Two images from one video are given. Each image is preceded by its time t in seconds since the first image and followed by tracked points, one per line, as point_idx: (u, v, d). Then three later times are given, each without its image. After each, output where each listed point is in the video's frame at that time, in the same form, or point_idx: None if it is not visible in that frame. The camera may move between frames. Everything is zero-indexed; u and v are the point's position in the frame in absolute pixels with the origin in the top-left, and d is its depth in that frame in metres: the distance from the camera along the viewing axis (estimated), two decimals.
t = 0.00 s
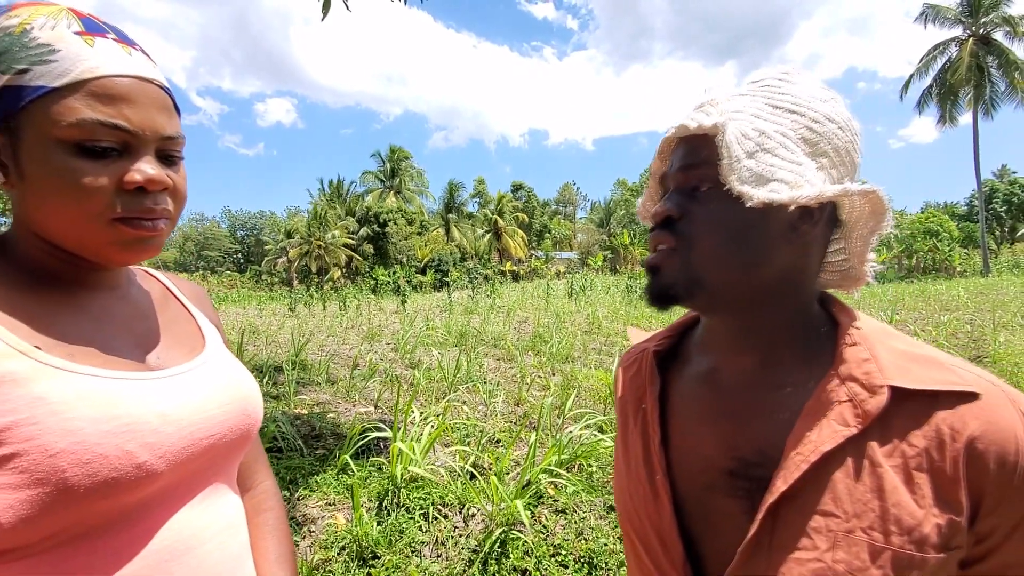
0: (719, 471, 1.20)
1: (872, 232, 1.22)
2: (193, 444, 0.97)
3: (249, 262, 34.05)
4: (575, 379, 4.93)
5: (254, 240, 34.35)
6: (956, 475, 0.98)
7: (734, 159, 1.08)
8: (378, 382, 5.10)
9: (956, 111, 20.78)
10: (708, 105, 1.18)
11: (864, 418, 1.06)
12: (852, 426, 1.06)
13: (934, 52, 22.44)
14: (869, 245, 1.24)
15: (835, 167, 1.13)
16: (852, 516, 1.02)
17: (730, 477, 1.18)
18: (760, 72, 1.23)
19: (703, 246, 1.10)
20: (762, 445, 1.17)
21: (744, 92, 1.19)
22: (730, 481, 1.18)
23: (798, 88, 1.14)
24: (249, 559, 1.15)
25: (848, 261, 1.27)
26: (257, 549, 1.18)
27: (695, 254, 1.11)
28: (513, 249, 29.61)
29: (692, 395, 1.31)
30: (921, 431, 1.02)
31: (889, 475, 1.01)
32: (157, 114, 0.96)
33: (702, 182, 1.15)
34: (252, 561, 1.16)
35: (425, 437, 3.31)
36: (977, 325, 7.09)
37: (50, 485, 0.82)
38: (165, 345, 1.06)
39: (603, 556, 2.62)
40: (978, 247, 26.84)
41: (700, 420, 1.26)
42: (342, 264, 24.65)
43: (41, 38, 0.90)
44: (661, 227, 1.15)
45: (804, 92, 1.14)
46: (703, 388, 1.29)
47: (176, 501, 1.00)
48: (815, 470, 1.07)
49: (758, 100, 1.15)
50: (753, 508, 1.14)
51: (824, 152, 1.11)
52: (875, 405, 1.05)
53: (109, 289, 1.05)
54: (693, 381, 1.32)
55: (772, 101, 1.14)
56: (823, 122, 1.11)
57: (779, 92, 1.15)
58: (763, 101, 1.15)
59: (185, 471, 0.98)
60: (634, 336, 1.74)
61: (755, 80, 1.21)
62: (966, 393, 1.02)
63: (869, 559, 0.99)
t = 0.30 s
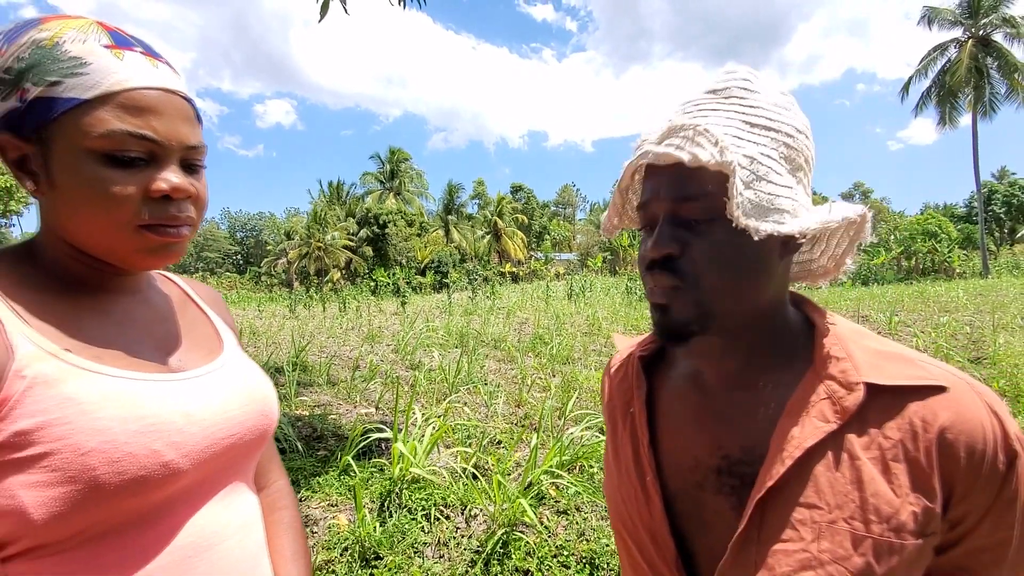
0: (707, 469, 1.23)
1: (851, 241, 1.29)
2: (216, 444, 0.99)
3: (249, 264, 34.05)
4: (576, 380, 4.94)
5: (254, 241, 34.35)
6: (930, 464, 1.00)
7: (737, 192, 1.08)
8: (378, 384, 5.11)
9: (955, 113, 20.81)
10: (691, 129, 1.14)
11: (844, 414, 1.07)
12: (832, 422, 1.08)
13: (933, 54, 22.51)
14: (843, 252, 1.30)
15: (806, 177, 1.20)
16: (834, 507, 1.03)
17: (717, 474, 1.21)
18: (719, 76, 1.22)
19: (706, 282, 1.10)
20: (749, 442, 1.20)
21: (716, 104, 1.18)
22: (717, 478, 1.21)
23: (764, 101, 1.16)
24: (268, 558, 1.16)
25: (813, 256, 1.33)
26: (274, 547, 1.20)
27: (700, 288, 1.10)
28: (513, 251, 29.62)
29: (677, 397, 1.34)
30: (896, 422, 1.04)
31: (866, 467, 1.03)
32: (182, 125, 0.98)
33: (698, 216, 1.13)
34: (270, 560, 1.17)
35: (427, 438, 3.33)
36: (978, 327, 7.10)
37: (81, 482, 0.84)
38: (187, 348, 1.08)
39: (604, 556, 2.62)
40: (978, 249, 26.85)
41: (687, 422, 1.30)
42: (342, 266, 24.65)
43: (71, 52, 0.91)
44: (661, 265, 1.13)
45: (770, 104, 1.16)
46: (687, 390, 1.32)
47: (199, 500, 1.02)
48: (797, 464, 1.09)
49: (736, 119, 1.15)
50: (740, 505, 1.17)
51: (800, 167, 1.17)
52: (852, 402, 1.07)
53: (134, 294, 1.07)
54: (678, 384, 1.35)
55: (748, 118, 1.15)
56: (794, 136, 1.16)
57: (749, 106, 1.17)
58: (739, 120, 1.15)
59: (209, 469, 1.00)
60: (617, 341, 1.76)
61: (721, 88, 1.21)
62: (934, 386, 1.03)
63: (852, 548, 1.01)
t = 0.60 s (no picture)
0: (720, 462, 1.23)
1: (859, 245, 1.29)
2: (255, 441, 1.01)
3: (246, 265, 33.99)
4: (576, 381, 4.97)
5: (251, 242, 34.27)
6: (938, 454, 1.03)
7: (737, 179, 1.13)
8: (379, 386, 5.12)
9: (953, 116, 20.91)
10: (709, 128, 1.22)
11: (855, 406, 1.11)
12: (844, 414, 1.11)
13: (931, 57, 22.63)
14: (853, 257, 1.31)
15: (824, 186, 1.20)
16: (848, 495, 1.07)
17: (731, 466, 1.22)
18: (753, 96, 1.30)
19: (708, 262, 1.14)
20: (762, 436, 1.21)
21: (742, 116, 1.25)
22: (732, 472, 1.21)
23: (789, 112, 1.21)
24: (299, 553, 1.18)
25: (833, 267, 1.33)
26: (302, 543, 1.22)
27: (703, 268, 1.14)
28: (512, 253, 29.63)
29: (693, 397, 1.33)
30: (905, 414, 1.08)
31: (878, 457, 1.06)
32: (224, 134, 1.00)
33: (710, 200, 1.16)
34: (301, 555, 1.19)
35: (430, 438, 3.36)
36: (976, 329, 7.15)
37: (131, 479, 0.85)
38: (220, 349, 1.10)
39: (608, 556, 2.64)
40: (975, 251, 26.97)
41: (703, 418, 1.29)
42: (340, 267, 24.61)
43: (121, 65, 0.93)
44: (667, 240, 1.18)
45: (795, 116, 1.20)
46: (702, 388, 1.32)
47: (238, 497, 1.04)
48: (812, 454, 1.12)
49: (753, 124, 1.21)
50: (755, 496, 1.18)
51: (815, 172, 1.17)
52: (863, 394, 1.11)
53: (170, 298, 1.08)
54: (693, 381, 1.35)
55: (768, 124, 1.20)
56: (814, 144, 1.18)
57: (772, 116, 1.22)
58: (759, 125, 1.20)
59: (247, 466, 1.02)
60: (628, 340, 1.75)
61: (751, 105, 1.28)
62: (939, 380, 1.08)
63: (866, 534, 1.04)
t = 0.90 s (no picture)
0: (754, 455, 1.27)
1: (885, 248, 1.31)
2: (297, 441, 1.03)
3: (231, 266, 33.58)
4: (571, 382, 5.00)
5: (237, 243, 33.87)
6: (969, 449, 1.06)
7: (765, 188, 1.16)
8: (373, 387, 5.11)
9: (933, 121, 21.34)
10: (738, 139, 1.26)
11: (888, 402, 1.15)
12: (877, 409, 1.15)
13: (912, 63, 23.08)
14: (880, 260, 1.34)
15: (851, 193, 1.22)
16: (881, 486, 1.11)
17: (766, 459, 1.25)
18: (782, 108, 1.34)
19: (739, 266, 1.17)
20: (797, 429, 1.24)
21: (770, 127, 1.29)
22: (768, 463, 1.25)
23: (816, 123, 1.25)
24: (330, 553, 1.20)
25: (861, 270, 1.37)
26: (333, 540, 1.24)
27: (732, 269, 1.18)
28: (500, 254, 29.64)
29: (726, 393, 1.36)
30: (936, 411, 1.11)
31: (910, 450, 1.11)
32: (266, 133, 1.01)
33: (738, 207, 1.21)
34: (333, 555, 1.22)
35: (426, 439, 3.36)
36: (957, 329, 7.30)
37: (186, 478, 0.87)
38: (254, 352, 1.11)
39: (605, 555, 2.68)
40: (955, 254, 27.53)
41: (737, 412, 1.32)
42: (328, 268, 24.41)
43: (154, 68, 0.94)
44: (699, 246, 1.23)
45: (822, 127, 1.24)
46: (735, 384, 1.35)
47: (278, 495, 1.06)
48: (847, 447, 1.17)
49: (781, 134, 1.25)
50: (791, 487, 1.22)
51: (841, 180, 1.20)
52: (896, 391, 1.15)
53: (203, 301, 1.10)
54: (726, 378, 1.38)
55: (796, 135, 1.24)
56: (841, 154, 1.21)
57: (799, 127, 1.25)
58: (786, 136, 1.24)
59: (289, 465, 1.04)
60: (659, 339, 1.79)
61: (778, 116, 1.33)
62: (969, 379, 1.11)
63: (899, 523, 1.08)
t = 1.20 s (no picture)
0: (777, 448, 1.32)
1: (908, 253, 1.37)
2: (324, 437, 1.04)
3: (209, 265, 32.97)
4: (559, 382, 5.04)
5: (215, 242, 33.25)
6: (986, 445, 1.13)
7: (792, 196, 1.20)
8: (360, 388, 5.07)
9: (907, 127, 21.92)
10: (766, 149, 1.30)
11: (909, 400, 1.20)
12: (899, 407, 1.20)
13: (887, 70, 23.69)
14: (903, 265, 1.39)
15: (875, 200, 1.26)
16: (901, 479, 1.16)
17: (789, 453, 1.30)
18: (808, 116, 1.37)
19: (765, 270, 1.22)
20: (822, 424, 1.29)
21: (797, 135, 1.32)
22: (789, 457, 1.30)
23: (841, 133, 1.28)
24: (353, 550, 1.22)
25: (884, 274, 1.42)
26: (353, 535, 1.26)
27: (760, 273, 1.22)
28: (485, 255, 29.62)
29: (751, 389, 1.41)
30: (955, 409, 1.17)
31: (929, 446, 1.16)
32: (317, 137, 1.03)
33: (765, 214, 1.25)
34: (355, 551, 1.23)
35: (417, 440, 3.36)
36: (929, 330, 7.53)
37: (223, 474, 0.88)
38: (279, 353, 1.12)
39: (596, 552, 2.72)
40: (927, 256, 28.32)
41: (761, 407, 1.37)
42: (310, 267, 24.11)
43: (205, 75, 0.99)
44: (727, 250, 1.27)
45: (847, 137, 1.28)
46: (761, 381, 1.40)
47: (305, 490, 1.07)
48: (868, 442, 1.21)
49: (807, 143, 1.28)
50: (814, 479, 1.27)
51: (865, 189, 1.24)
52: (917, 390, 1.19)
53: (229, 302, 1.11)
54: (751, 375, 1.42)
55: (821, 144, 1.27)
56: (865, 163, 1.25)
57: (825, 136, 1.29)
58: (812, 145, 1.27)
59: (317, 461, 1.05)
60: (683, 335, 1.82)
61: (803, 125, 1.36)
62: (988, 379, 1.17)
63: (917, 514, 1.13)
